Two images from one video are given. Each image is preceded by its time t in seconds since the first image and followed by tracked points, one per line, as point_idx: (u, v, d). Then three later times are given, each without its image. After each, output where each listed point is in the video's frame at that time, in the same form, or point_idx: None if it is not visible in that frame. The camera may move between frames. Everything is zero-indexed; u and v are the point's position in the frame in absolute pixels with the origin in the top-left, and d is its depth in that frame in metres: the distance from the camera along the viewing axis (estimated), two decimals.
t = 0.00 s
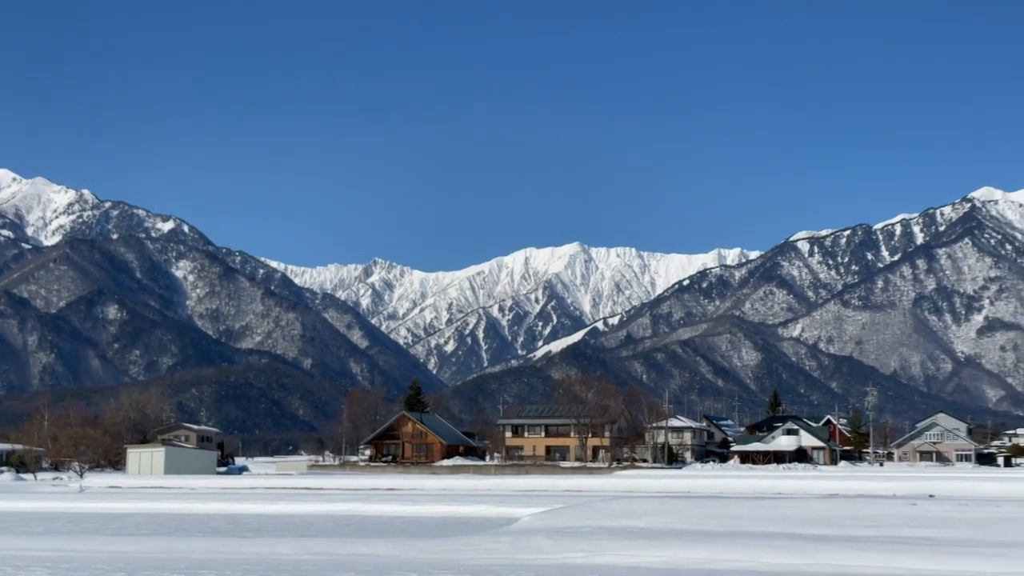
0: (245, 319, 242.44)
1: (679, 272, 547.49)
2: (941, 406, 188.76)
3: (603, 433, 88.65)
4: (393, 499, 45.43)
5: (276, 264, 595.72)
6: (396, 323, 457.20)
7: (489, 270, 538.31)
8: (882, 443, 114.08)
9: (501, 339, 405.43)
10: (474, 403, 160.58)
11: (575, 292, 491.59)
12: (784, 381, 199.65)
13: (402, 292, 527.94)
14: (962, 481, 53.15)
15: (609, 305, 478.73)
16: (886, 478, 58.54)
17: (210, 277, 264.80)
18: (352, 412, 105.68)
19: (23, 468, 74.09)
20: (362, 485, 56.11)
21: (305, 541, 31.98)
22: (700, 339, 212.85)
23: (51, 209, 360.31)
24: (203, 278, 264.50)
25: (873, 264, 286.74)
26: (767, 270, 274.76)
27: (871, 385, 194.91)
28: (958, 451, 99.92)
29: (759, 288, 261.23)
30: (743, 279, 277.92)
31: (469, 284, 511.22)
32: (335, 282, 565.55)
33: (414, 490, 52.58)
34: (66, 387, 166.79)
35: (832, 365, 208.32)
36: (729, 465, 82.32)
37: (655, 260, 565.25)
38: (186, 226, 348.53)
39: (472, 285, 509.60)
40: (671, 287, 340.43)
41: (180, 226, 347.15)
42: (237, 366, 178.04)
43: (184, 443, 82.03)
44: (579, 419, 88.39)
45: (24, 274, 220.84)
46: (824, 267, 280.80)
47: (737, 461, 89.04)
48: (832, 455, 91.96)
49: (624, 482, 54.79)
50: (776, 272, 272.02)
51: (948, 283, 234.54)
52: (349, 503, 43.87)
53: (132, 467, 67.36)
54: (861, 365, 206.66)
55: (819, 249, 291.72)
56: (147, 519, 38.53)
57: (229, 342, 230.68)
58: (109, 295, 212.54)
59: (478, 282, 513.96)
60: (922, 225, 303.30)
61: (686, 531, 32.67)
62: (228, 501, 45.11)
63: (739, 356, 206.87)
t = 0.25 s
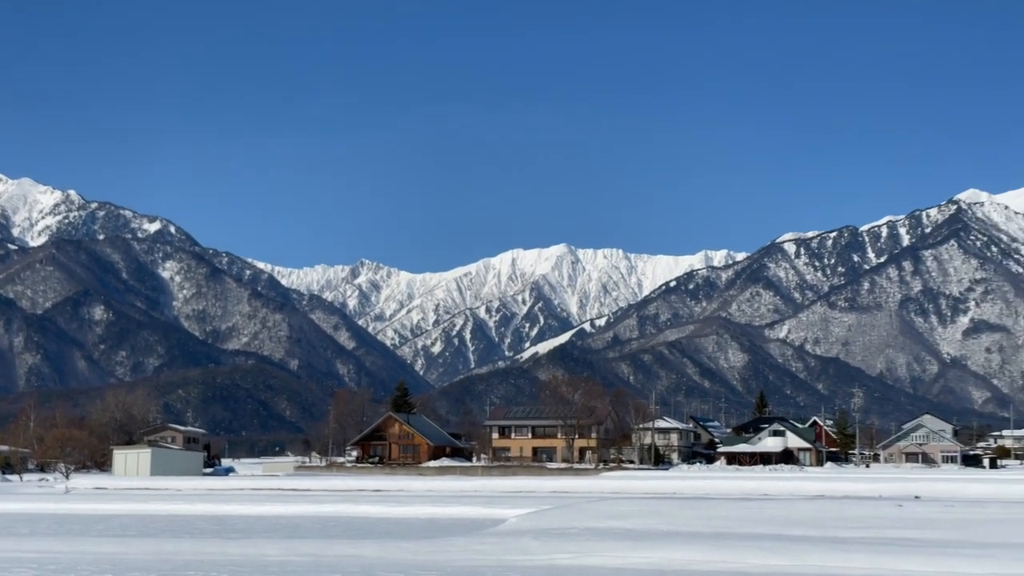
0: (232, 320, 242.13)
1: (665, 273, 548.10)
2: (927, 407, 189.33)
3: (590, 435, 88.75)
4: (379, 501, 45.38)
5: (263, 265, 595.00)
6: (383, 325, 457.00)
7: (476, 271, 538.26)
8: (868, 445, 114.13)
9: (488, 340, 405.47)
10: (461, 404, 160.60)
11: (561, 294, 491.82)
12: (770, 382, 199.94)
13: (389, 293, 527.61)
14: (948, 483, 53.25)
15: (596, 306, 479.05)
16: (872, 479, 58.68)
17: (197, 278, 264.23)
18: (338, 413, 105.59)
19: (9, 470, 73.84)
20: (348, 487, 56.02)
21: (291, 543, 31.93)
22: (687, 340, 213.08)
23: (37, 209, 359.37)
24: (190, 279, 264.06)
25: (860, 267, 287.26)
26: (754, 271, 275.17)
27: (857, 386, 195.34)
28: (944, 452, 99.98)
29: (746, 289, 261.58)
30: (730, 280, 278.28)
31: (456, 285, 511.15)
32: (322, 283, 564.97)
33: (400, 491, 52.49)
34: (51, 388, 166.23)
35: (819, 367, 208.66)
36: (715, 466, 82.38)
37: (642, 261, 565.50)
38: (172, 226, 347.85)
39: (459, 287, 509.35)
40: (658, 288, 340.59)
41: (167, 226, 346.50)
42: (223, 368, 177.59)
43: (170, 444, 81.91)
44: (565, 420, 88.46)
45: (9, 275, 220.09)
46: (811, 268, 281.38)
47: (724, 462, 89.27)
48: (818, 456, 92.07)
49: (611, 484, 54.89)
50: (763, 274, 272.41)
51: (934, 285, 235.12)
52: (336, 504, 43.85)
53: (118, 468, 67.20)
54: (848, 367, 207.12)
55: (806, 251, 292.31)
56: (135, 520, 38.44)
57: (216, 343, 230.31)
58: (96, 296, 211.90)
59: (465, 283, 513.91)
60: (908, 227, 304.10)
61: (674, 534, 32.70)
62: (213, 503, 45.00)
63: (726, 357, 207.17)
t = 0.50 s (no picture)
0: (219, 320, 241.74)
1: (652, 274, 548.78)
2: (913, 409, 189.91)
3: (577, 436, 88.84)
4: (365, 502, 45.43)
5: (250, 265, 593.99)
6: (370, 325, 456.89)
7: (463, 272, 538.32)
8: (855, 446, 114.27)
9: (475, 341, 405.53)
10: (447, 405, 160.63)
11: (548, 294, 492.11)
12: (756, 384, 200.26)
13: (376, 294, 527.21)
14: (934, 484, 53.38)
15: (583, 307, 479.53)
16: (858, 481, 58.85)
17: (183, 278, 263.71)
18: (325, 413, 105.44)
19: None
20: (333, 487, 55.99)
21: (278, 543, 31.96)
22: (673, 342, 213.36)
23: (23, 210, 358.37)
24: (176, 279, 263.53)
25: (846, 268, 287.83)
26: (740, 273, 275.65)
27: (843, 387, 195.83)
28: (930, 454, 100.11)
29: (733, 291, 261.89)
30: (716, 281, 278.60)
31: (443, 286, 511.10)
32: (309, 284, 564.46)
33: (386, 493, 52.46)
34: (36, 389, 165.83)
35: (805, 368, 209.05)
36: (701, 468, 82.51)
37: (629, 263, 565.76)
38: (159, 226, 347.14)
39: (446, 288, 509.05)
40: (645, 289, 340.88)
41: (153, 227, 345.78)
42: (209, 368, 177.15)
43: (156, 445, 81.80)
44: (552, 421, 88.45)
45: None
46: (797, 270, 281.96)
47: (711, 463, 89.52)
48: (804, 458, 91.99)
49: (597, 484, 55.00)
50: (749, 275, 272.88)
51: (920, 287, 235.77)
52: (322, 505, 43.87)
53: (104, 469, 67.05)
54: (834, 368, 207.62)
55: (792, 252, 292.84)
56: (121, 520, 38.45)
57: (202, 343, 229.88)
58: (82, 296, 211.34)
59: (452, 284, 513.89)
60: (894, 228, 304.60)
61: (660, 534, 32.82)
62: (199, 503, 44.90)
63: (712, 358, 207.52)
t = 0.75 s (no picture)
0: (205, 321, 241.36)
1: (639, 275, 549.42)
2: (899, 409, 190.52)
3: (563, 437, 88.89)
4: (351, 503, 45.50)
5: (236, 266, 593.00)
6: (357, 325, 456.64)
7: (450, 272, 538.31)
8: (841, 446, 114.44)
9: (461, 342, 405.60)
10: (434, 406, 160.63)
11: (535, 295, 492.29)
12: (743, 384, 200.61)
13: (363, 294, 526.68)
14: (919, 484, 53.56)
15: (570, 307, 479.84)
16: (844, 481, 59.11)
17: (169, 278, 263.18)
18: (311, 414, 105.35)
19: None
20: (320, 488, 55.97)
21: (264, 543, 32.02)
22: (660, 342, 213.63)
23: (8, 210, 357.23)
24: (162, 280, 263.02)
25: (832, 269, 288.40)
26: (727, 273, 276.12)
27: (829, 388, 196.29)
28: (915, 454, 100.33)
29: (719, 292, 262.24)
30: (703, 282, 278.89)
31: (429, 286, 510.97)
32: (295, 284, 563.77)
33: (371, 493, 52.44)
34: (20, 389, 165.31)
35: (791, 369, 209.42)
36: (687, 468, 82.60)
37: (616, 263, 566.02)
38: (145, 227, 346.43)
39: (433, 288, 508.69)
40: (631, 290, 341.21)
41: (139, 227, 345.03)
42: (195, 369, 176.63)
43: (142, 446, 81.70)
44: (539, 422, 88.47)
45: None
46: (783, 271, 282.57)
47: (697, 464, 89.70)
48: (790, 458, 92.06)
49: (584, 486, 55.09)
50: (736, 275, 273.30)
51: (906, 288, 236.46)
52: (309, 505, 43.89)
53: (89, 470, 66.95)
54: (820, 368, 208.02)
55: (778, 254, 293.35)
56: (107, 521, 38.47)
57: (188, 344, 229.43)
58: (67, 297, 210.76)
59: (438, 284, 513.84)
60: (880, 229, 305.09)
61: (646, 534, 32.94)
62: (184, 504, 44.89)
63: (699, 359, 207.82)
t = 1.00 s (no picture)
0: (191, 321, 240.75)
1: (626, 276, 549.99)
2: (885, 410, 191.06)
3: (550, 437, 88.90)
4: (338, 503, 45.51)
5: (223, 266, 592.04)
6: (344, 325, 456.48)
7: (437, 273, 538.28)
8: (827, 446, 114.66)
9: (448, 342, 405.59)
10: (421, 406, 160.58)
11: (522, 295, 492.49)
12: (729, 385, 200.91)
13: (349, 295, 526.08)
14: (904, 484, 53.73)
15: (557, 307, 480.24)
16: (829, 481, 59.32)
17: (155, 278, 262.59)
18: (298, 414, 105.19)
19: None
20: (307, 488, 55.97)
21: (251, 544, 32.05)
22: (646, 343, 213.85)
23: None
24: (148, 279, 262.38)
25: (818, 270, 288.91)
26: (714, 274, 276.51)
27: (815, 388, 196.67)
28: (901, 454, 100.54)
29: (706, 292, 262.49)
30: (689, 283, 278.98)
31: (416, 286, 510.84)
32: (282, 284, 563.15)
33: (359, 493, 52.49)
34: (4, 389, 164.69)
35: (778, 369, 209.65)
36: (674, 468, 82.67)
37: (603, 264, 566.30)
38: (131, 227, 345.61)
39: (420, 288, 508.39)
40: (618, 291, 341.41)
41: (125, 227, 344.24)
42: (181, 369, 176.20)
43: (128, 446, 81.58)
44: (526, 422, 88.50)
45: None
46: (770, 271, 283.10)
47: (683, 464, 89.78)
48: (777, 459, 92.14)
49: (570, 486, 55.15)
50: (722, 276, 273.66)
51: (892, 289, 236.99)
52: (295, 506, 43.88)
53: (75, 470, 66.79)
54: (806, 369, 208.39)
55: (765, 254, 293.69)
56: (95, 520, 38.45)
57: (174, 344, 228.85)
58: (53, 297, 210.07)
59: (425, 285, 513.74)
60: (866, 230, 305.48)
61: (632, 534, 32.99)
62: (171, 505, 44.90)
63: (686, 360, 207.99)
